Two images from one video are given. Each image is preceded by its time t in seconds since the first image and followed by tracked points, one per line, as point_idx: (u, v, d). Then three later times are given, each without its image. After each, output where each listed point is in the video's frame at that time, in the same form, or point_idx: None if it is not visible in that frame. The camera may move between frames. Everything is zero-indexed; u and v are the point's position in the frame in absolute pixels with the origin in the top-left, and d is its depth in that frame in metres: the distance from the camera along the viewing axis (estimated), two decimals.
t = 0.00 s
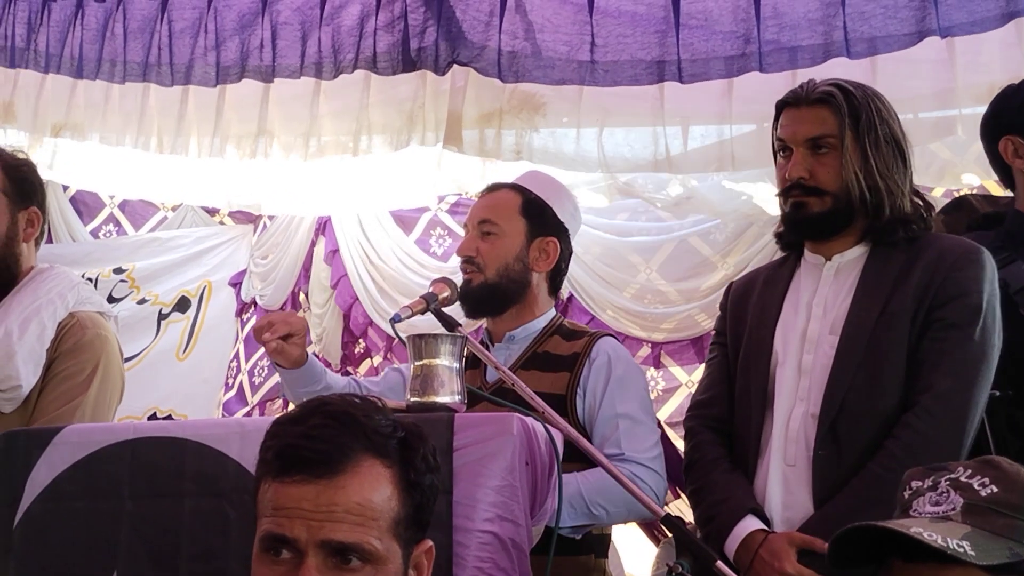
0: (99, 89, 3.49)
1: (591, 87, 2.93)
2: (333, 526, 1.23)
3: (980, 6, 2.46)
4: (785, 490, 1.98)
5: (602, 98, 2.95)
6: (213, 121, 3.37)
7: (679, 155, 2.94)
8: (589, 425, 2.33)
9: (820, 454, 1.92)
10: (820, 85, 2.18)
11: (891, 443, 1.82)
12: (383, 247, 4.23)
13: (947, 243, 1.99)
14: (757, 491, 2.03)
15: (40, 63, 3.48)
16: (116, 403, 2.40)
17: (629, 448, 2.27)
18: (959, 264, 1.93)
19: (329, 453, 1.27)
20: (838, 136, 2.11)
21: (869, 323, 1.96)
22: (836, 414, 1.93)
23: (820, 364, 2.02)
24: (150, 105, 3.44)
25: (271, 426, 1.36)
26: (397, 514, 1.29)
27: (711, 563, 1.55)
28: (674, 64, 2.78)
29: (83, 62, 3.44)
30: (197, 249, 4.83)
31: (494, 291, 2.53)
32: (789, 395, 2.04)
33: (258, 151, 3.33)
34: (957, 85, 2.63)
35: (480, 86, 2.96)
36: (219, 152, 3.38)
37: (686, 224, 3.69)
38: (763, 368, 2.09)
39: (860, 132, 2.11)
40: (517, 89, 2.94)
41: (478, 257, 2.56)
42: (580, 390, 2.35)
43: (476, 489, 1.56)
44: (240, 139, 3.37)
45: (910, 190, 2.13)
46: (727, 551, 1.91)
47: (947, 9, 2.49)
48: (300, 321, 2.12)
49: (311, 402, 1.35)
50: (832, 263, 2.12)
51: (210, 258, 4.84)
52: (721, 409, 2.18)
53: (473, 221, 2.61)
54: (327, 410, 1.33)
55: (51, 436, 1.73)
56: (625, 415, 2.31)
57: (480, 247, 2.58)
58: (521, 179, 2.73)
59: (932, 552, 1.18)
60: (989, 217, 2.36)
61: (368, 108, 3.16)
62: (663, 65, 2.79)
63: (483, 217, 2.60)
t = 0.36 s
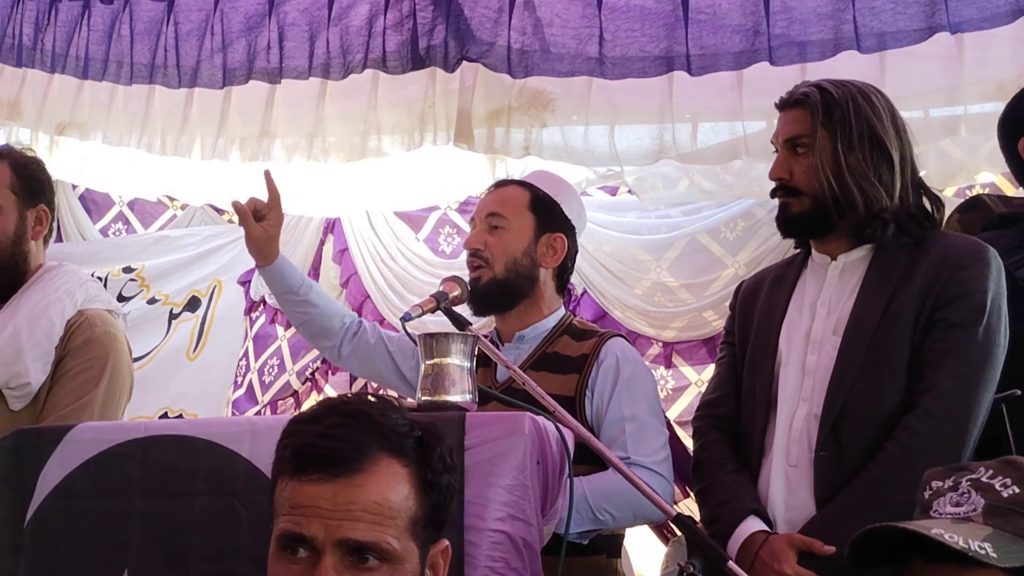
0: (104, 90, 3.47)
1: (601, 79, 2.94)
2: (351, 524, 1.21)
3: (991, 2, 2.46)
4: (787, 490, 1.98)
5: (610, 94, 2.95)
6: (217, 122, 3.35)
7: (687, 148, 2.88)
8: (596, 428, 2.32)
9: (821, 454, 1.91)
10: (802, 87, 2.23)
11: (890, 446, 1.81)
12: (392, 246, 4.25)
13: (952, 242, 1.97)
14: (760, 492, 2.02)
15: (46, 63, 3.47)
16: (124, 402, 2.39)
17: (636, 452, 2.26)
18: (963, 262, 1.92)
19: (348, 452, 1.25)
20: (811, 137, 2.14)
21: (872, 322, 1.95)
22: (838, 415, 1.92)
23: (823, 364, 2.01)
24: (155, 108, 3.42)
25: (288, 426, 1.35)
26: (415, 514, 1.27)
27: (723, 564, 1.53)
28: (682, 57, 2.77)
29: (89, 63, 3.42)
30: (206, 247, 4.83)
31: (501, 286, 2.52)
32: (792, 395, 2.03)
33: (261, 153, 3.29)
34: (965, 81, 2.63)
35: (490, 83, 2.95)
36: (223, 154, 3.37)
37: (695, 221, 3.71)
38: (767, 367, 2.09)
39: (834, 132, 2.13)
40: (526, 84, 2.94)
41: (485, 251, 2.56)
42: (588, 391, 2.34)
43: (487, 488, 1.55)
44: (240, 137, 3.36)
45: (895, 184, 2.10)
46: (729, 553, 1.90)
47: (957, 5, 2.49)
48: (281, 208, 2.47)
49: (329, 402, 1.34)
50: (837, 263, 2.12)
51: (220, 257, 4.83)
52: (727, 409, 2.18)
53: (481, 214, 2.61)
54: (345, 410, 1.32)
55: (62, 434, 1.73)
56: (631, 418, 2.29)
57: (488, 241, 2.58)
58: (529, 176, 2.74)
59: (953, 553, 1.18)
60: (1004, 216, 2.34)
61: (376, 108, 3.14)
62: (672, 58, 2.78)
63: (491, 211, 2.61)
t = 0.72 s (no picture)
0: (112, 90, 3.47)
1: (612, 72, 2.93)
2: (368, 523, 1.21)
3: None
4: (793, 489, 1.97)
5: (619, 88, 2.94)
6: (224, 123, 3.35)
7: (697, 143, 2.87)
8: (604, 427, 2.32)
9: (826, 453, 1.91)
10: (801, 87, 2.24)
11: (893, 445, 1.80)
12: (402, 244, 4.25)
13: (955, 239, 1.96)
14: (765, 491, 2.02)
15: (52, 62, 3.45)
16: (135, 399, 2.39)
17: (644, 451, 2.26)
18: (966, 259, 1.91)
19: (364, 450, 1.25)
20: (803, 136, 2.14)
21: (876, 320, 1.95)
22: (842, 414, 1.91)
23: (828, 362, 2.01)
24: (163, 107, 3.42)
25: (305, 425, 1.34)
26: (431, 513, 1.27)
27: (734, 563, 1.52)
28: (693, 48, 2.76)
29: (94, 63, 3.40)
30: (217, 244, 4.85)
31: (508, 285, 2.52)
32: (797, 393, 2.03)
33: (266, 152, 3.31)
34: (974, 74, 2.62)
35: (501, 81, 2.98)
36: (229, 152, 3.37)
37: (706, 220, 3.71)
38: (772, 366, 2.08)
39: (827, 130, 2.13)
40: (537, 80, 2.93)
41: (495, 252, 2.56)
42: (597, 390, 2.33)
43: (498, 488, 1.54)
44: (244, 139, 3.36)
45: (887, 181, 2.08)
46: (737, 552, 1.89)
47: None
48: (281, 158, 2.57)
49: (344, 401, 1.34)
50: (840, 262, 2.11)
51: (228, 256, 4.84)
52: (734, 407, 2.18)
53: (489, 216, 2.61)
54: (359, 408, 1.32)
55: (74, 431, 1.72)
56: (640, 418, 2.29)
57: (496, 242, 2.57)
58: (536, 175, 2.76)
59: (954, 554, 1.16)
60: None
61: (383, 109, 3.14)
62: (682, 49, 2.77)
63: (500, 212, 2.61)
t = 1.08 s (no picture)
0: (118, 82, 3.45)
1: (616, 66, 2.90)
2: (377, 519, 1.22)
3: None
4: (796, 486, 1.97)
5: (625, 83, 2.91)
6: (232, 117, 3.35)
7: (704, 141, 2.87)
8: (607, 421, 2.31)
9: (829, 450, 1.91)
10: (799, 85, 2.23)
11: (898, 441, 1.80)
12: (407, 239, 4.26)
13: (958, 236, 1.96)
14: (769, 487, 2.02)
15: (58, 56, 3.43)
16: (141, 395, 2.39)
17: (645, 446, 2.24)
18: (971, 256, 1.90)
19: (372, 447, 1.26)
20: (798, 132, 2.14)
21: (880, 317, 1.94)
22: (845, 411, 1.91)
23: (832, 359, 2.01)
24: (169, 100, 3.41)
25: (313, 421, 1.35)
26: (439, 510, 1.27)
27: (739, 559, 1.52)
28: (698, 42, 2.75)
29: (100, 54, 3.38)
30: (220, 239, 4.88)
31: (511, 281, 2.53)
32: (801, 389, 2.03)
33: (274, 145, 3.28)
34: (981, 69, 2.61)
35: (505, 71, 2.92)
36: (241, 147, 3.37)
37: (710, 216, 3.71)
38: (776, 362, 2.08)
39: (821, 124, 2.12)
40: (542, 73, 2.92)
41: (498, 248, 2.58)
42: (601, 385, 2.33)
43: (504, 484, 1.54)
44: (255, 131, 3.35)
45: (883, 172, 2.06)
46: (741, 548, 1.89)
47: None
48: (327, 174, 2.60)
49: (353, 398, 1.34)
50: (844, 258, 2.11)
51: (233, 251, 4.86)
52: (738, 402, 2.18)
53: (495, 213, 2.64)
54: (367, 405, 1.32)
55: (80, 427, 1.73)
56: (642, 413, 2.28)
57: (500, 238, 2.60)
58: (549, 172, 2.76)
59: (964, 549, 1.16)
60: None
61: (389, 102, 3.13)
62: (688, 44, 2.77)
63: (504, 208, 2.63)
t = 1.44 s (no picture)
0: (126, 77, 3.44)
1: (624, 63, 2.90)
2: (388, 515, 1.21)
3: None
4: (808, 482, 1.96)
5: (634, 78, 2.91)
6: (241, 112, 3.34)
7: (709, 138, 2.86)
8: (618, 417, 2.31)
9: (841, 446, 1.90)
10: (803, 82, 2.22)
11: (909, 437, 1.79)
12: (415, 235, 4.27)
13: (971, 231, 1.94)
14: (781, 484, 2.01)
15: (68, 50, 3.40)
16: (150, 391, 2.39)
17: (657, 443, 2.23)
18: (983, 251, 1.89)
19: (383, 442, 1.25)
20: (804, 129, 2.13)
21: (892, 312, 1.93)
22: (857, 406, 1.90)
23: (843, 355, 2.00)
24: (177, 95, 3.40)
25: (324, 417, 1.34)
26: (451, 506, 1.27)
27: (749, 554, 1.51)
28: (707, 40, 2.74)
29: (109, 49, 3.37)
30: (228, 235, 4.89)
31: (524, 275, 2.54)
32: (813, 386, 2.02)
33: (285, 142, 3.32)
34: (991, 63, 2.60)
35: (514, 71, 2.91)
36: (247, 142, 3.35)
37: (718, 212, 3.71)
38: (788, 357, 2.07)
39: (826, 120, 2.10)
40: (550, 69, 2.87)
41: (512, 242, 2.59)
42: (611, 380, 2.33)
43: (514, 479, 1.53)
44: (265, 126, 3.35)
45: (890, 166, 2.05)
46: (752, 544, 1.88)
47: None
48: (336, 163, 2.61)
49: (364, 393, 1.33)
50: (857, 252, 2.09)
51: (241, 247, 4.88)
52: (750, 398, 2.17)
53: (510, 208, 2.65)
54: (379, 401, 1.32)
55: (91, 423, 1.73)
56: (654, 410, 2.27)
57: (515, 232, 2.61)
58: (564, 167, 2.75)
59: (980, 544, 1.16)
60: None
61: (399, 97, 3.11)
62: (697, 41, 2.76)
63: (520, 203, 2.64)
